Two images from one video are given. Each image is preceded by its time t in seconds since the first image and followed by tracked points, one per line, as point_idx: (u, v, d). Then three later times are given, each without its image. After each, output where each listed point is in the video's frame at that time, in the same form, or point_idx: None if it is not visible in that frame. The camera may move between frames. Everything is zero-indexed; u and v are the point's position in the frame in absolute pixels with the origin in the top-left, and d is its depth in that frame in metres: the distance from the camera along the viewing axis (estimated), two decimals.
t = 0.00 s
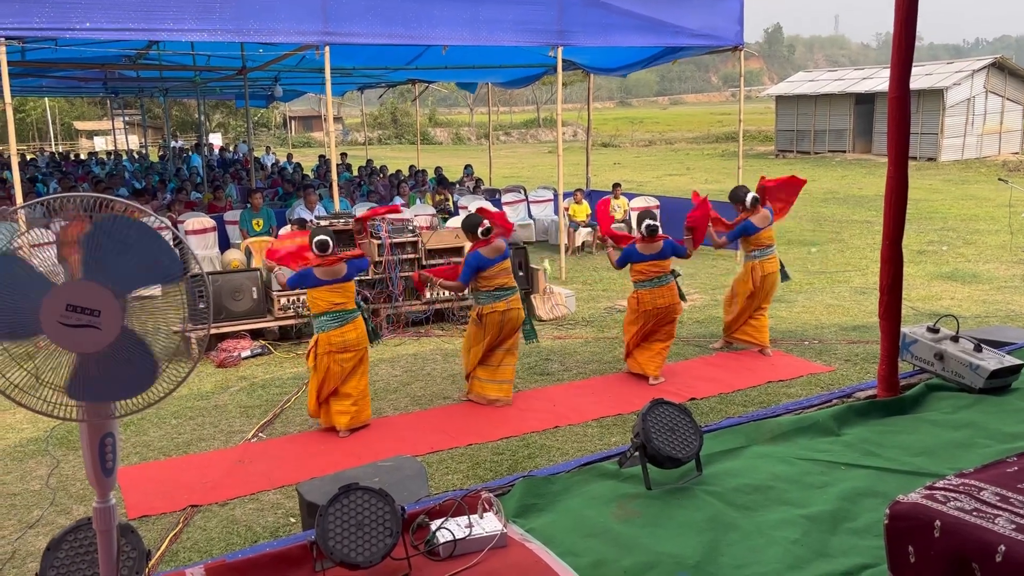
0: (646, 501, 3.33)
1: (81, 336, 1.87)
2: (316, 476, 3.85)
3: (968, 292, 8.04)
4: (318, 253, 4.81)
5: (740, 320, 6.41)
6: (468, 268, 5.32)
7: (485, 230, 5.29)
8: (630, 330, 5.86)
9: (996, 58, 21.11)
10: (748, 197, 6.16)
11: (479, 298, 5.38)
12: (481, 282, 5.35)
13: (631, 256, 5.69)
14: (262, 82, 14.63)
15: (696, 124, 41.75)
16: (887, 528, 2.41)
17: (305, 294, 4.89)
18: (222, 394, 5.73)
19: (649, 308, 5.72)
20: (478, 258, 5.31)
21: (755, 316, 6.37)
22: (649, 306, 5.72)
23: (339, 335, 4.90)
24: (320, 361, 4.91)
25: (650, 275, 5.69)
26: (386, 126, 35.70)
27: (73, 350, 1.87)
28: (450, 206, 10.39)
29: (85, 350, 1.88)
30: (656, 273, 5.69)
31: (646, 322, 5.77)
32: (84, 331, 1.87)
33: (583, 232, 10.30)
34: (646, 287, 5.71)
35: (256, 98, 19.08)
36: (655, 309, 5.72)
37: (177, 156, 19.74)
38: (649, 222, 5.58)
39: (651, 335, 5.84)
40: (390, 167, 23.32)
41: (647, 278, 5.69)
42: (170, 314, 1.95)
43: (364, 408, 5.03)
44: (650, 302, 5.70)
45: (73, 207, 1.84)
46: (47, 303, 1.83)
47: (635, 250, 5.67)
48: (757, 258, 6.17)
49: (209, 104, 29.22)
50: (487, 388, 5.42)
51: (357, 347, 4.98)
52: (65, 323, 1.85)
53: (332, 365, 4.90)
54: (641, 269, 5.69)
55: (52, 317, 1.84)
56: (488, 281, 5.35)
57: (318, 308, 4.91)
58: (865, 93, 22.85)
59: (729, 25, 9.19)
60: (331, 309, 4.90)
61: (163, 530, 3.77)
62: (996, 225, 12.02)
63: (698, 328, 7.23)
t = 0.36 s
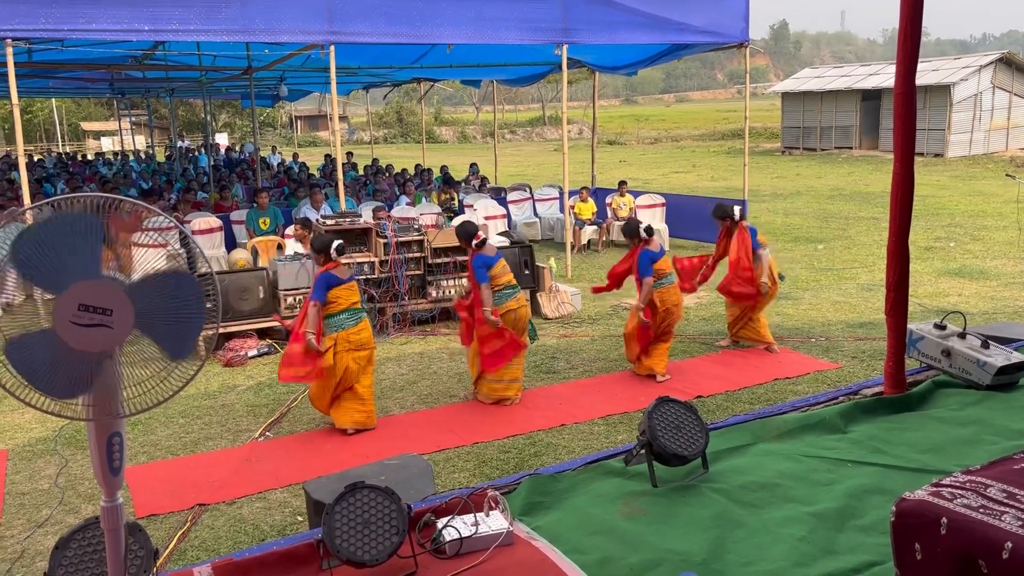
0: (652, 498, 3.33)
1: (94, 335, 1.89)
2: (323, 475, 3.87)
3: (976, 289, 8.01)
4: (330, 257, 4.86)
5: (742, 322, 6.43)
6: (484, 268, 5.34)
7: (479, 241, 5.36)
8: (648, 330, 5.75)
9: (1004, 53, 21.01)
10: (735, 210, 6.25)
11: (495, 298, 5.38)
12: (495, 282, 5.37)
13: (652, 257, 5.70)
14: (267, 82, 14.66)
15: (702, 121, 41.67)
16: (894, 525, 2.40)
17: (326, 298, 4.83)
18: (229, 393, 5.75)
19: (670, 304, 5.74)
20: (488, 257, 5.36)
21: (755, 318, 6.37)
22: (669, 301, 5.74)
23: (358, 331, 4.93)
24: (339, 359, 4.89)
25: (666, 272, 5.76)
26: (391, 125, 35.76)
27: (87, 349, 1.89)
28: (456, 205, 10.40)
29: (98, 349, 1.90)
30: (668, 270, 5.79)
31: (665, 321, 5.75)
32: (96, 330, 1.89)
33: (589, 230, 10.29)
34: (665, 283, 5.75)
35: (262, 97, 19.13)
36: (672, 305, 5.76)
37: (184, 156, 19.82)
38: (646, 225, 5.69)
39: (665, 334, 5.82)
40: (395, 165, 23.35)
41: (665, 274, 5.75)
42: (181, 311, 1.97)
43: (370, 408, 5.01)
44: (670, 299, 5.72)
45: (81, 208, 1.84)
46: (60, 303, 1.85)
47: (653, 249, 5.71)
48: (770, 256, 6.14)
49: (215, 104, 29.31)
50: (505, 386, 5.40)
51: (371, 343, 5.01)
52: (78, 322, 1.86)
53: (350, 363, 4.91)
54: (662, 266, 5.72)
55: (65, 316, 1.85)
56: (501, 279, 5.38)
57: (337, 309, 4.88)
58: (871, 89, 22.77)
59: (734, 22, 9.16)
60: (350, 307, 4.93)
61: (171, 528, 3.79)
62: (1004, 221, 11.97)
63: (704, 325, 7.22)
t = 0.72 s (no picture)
0: (660, 495, 3.32)
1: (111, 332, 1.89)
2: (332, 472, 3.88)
3: (986, 285, 7.96)
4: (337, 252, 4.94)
5: (750, 318, 6.39)
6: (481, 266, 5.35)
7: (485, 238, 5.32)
8: (647, 328, 5.76)
9: (1014, 48, 20.87)
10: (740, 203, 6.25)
11: (490, 297, 5.40)
12: (490, 281, 5.37)
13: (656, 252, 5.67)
14: (275, 80, 14.69)
15: (710, 117, 41.54)
16: (903, 522, 2.39)
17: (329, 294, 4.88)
18: (238, 390, 5.77)
19: (670, 300, 5.74)
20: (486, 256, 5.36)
21: (763, 314, 6.33)
22: (668, 297, 5.74)
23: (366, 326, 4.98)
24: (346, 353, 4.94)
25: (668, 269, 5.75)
26: (399, 122, 35.80)
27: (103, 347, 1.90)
28: (464, 203, 10.40)
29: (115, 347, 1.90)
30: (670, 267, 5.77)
31: (665, 318, 5.76)
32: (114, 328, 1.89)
33: (596, 227, 10.28)
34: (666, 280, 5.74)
35: (270, 95, 19.18)
36: (672, 302, 5.75)
37: (193, 153, 19.90)
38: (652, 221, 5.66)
39: (666, 330, 5.82)
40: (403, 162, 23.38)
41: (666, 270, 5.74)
42: (194, 307, 1.98)
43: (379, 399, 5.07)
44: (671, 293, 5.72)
45: (92, 205, 1.86)
46: (77, 300, 1.85)
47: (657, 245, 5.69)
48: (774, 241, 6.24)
49: (223, 101, 29.41)
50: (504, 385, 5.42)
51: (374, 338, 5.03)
52: (96, 319, 1.87)
53: (356, 357, 4.94)
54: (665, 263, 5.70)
55: (82, 313, 1.86)
56: (498, 279, 5.36)
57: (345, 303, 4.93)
58: (880, 85, 22.65)
59: (743, 18, 9.13)
60: (355, 302, 4.97)
61: (181, 525, 3.81)
62: (1015, 217, 11.89)
63: (712, 322, 7.20)
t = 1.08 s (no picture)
0: (670, 491, 3.31)
1: (135, 325, 1.91)
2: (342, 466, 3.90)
3: (1000, 282, 7.90)
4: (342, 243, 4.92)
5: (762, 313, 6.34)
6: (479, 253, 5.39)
7: (500, 224, 5.24)
8: (648, 317, 5.80)
9: None
10: (768, 182, 6.09)
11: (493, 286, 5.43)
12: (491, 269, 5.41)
13: (653, 237, 5.64)
14: (287, 75, 14.72)
15: (721, 113, 41.34)
16: (914, 520, 2.38)
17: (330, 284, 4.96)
18: (250, 385, 5.80)
19: (665, 289, 5.68)
20: (487, 243, 5.35)
21: (775, 308, 6.28)
22: (664, 286, 5.68)
23: (365, 323, 4.96)
24: (347, 350, 4.96)
25: (669, 256, 5.65)
26: (410, 117, 35.83)
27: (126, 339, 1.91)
28: (474, 198, 10.39)
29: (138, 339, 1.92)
30: (674, 255, 5.66)
31: (665, 307, 5.72)
32: (136, 321, 1.91)
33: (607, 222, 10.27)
34: (663, 268, 5.68)
35: (282, 91, 19.23)
36: (671, 290, 5.67)
37: (205, 148, 19.98)
38: (666, 205, 5.54)
39: (672, 319, 5.76)
40: (414, 158, 23.41)
41: (667, 258, 5.66)
42: (210, 297, 2.01)
43: (385, 395, 5.09)
44: (666, 282, 5.67)
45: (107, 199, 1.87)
46: (100, 293, 1.87)
47: (656, 231, 5.65)
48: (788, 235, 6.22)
49: (235, 96, 29.51)
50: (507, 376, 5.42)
51: (382, 335, 5.04)
52: (120, 311, 1.89)
53: (359, 354, 4.96)
54: (659, 250, 5.66)
55: (107, 307, 1.87)
56: (498, 269, 5.38)
57: (344, 298, 4.95)
58: (894, 80, 22.48)
59: (756, 13, 9.08)
60: (359, 298, 4.96)
61: (193, 518, 3.84)
62: None
63: (723, 318, 7.18)
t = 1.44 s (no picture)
0: (682, 487, 3.30)
1: (160, 315, 1.93)
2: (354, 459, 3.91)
3: (1017, 279, 7.82)
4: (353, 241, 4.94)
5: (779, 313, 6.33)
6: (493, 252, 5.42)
7: (518, 220, 5.27)
8: (663, 315, 5.84)
9: None
10: (800, 182, 5.97)
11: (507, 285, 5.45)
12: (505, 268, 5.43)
13: (666, 237, 5.66)
14: (300, 69, 14.76)
15: (735, 108, 41.10)
16: (930, 517, 2.36)
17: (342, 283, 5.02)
18: (263, 377, 5.83)
19: (678, 289, 5.67)
20: (501, 242, 5.38)
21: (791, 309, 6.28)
22: (678, 287, 5.67)
23: (375, 323, 4.98)
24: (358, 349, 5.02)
25: (683, 258, 5.62)
26: (423, 112, 35.86)
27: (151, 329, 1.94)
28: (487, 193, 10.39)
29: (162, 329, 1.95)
30: (687, 256, 5.61)
31: (678, 307, 5.75)
32: (161, 311, 1.93)
33: (620, 218, 10.24)
34: (678, 268, 5.64)
35: (295, 85, 19.29)
36: (684, 291, 5.66)
37: (219, 142, 20.08)
38: (683, 203, 5.54)
39: (687, 318, 5.80)
40: (427, 152, 23.42)
41: (679, 259, 5.63)
42: (227, 287, 2.03)
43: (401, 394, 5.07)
44: (679, 284, 5.65)
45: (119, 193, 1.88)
46: (127, 284, 1.88)
47: (668, 232, 5.65)
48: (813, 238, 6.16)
49: (249, 91, 29.63)
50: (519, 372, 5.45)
51: (394, 335, 5.05)
52: (147, 301, 1.90)
53: (368, 353, 5.00)
54: (673, 250, 5.63)
55: (134, 297, 1.89)
56: (512, 268, 5.39)
57: (353, 297, 4.99)
58: (910, 76, 22.29)
59: (771, 8, 9.01)
60: (366, 298, 4.97)
61: (206, 509, 3.86)
62: None
63: (736, 314, 7.15)
